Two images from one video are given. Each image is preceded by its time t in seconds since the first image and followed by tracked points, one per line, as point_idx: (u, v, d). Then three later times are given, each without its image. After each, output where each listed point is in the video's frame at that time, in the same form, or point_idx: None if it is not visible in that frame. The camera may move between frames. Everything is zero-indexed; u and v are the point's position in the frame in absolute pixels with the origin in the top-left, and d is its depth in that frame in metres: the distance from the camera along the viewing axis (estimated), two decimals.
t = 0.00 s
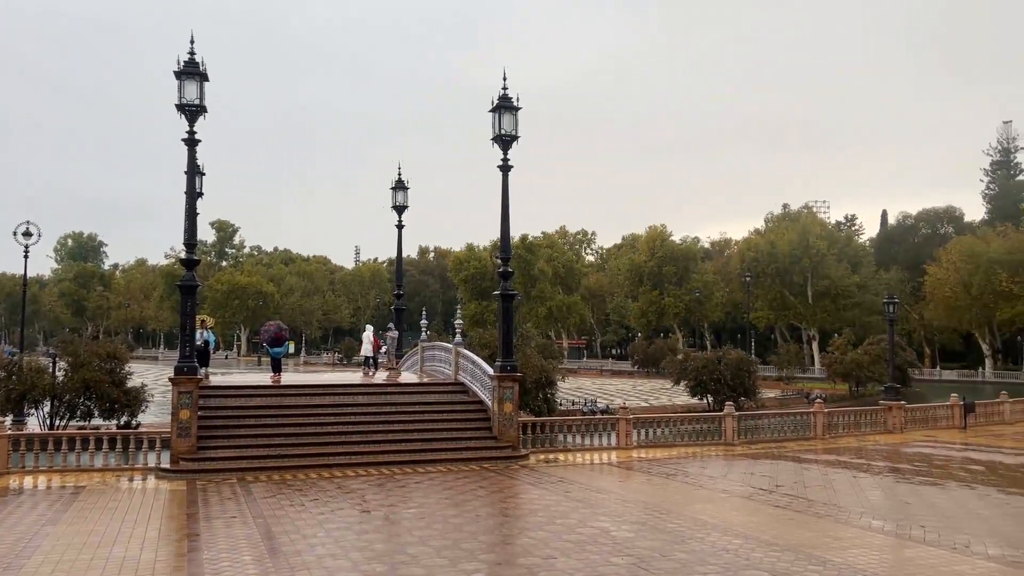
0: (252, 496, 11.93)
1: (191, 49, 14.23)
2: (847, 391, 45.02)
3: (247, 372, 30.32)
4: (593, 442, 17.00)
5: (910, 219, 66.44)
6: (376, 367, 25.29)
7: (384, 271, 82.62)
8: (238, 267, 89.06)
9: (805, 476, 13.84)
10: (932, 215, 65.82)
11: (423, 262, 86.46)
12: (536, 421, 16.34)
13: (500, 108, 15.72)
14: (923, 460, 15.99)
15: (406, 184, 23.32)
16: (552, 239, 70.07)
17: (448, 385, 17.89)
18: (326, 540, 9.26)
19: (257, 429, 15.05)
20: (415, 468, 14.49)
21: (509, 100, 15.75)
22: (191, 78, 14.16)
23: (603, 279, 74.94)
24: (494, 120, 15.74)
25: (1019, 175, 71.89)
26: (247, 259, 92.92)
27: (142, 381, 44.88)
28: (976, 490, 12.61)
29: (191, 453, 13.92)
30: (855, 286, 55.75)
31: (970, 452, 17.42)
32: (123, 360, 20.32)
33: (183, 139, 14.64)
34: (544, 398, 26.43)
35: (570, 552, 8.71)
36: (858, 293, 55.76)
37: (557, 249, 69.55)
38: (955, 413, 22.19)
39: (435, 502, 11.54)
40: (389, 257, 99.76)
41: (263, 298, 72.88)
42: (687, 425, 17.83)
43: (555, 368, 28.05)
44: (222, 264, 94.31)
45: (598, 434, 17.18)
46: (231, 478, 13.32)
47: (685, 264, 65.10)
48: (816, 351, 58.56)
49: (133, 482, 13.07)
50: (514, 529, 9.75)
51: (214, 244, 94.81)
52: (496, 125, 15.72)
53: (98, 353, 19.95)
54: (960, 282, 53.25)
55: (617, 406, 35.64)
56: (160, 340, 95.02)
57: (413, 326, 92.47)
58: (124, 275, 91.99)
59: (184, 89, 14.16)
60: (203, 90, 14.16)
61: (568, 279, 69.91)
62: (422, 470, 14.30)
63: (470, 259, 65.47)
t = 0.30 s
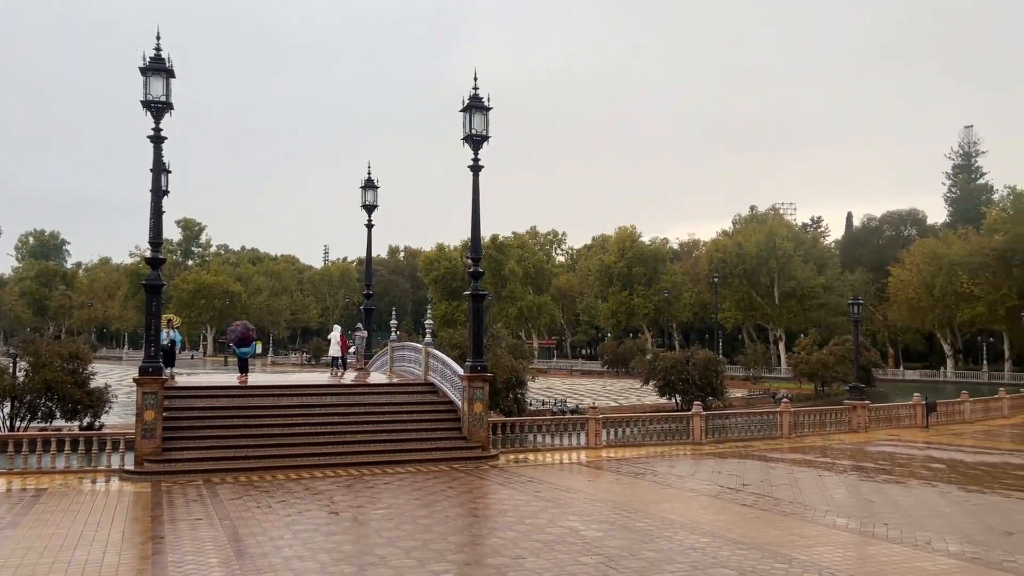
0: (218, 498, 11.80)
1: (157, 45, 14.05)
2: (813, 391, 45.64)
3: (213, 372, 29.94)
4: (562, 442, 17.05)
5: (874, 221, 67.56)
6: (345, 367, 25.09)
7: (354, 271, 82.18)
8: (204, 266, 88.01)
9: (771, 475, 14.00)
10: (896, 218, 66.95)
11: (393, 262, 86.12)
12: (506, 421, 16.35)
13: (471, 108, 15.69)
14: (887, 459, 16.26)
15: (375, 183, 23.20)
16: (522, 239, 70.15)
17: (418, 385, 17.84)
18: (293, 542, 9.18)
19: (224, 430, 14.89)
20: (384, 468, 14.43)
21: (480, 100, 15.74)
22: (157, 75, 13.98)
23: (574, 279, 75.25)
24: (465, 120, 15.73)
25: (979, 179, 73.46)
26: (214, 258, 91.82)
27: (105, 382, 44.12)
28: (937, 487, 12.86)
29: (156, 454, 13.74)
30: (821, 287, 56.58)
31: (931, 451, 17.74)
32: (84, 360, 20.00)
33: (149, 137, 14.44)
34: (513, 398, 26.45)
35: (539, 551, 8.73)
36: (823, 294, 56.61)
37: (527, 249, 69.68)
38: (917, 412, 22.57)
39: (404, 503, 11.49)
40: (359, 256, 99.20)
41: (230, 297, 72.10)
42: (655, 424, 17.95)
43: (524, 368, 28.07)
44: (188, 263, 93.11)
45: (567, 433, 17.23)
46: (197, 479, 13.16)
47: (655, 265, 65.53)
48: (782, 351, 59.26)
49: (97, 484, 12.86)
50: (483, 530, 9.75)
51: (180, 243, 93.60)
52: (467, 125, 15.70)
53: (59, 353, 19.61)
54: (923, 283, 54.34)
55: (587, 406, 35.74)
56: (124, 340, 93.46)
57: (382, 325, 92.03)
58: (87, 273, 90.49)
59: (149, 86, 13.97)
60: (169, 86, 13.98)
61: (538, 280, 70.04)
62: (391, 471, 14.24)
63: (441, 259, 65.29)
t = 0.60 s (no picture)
0: (184, 499, 11.65)
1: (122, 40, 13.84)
2: (780, 391, 46.22)
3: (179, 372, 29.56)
4: (532, 442, 17.06)
5: (840, 223, 68.57)
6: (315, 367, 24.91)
7: (323, 271, 81.63)
8: (170, 265, 86.85)
9: (739, 474, 14.12)
10: (861, 220, 68.07)
11: (363, 263, 85.74)
12: (477, 421, 16.33)
13: (441, 108, 15.66)
14: (852, 458, 16.48)
15: (345, 182, 23.05)
16: (493, 239, 70.18)
17: (388, 386, 17.75)
18: (261, 544, 9.09)
19: (190, 431, 14.70)
20: (353, 469, 14.34)
21: (452, 99, 15.70)
22: (123, 71, 13.77)
23: (544, 279, 75.51)
24: (436, 120, 15.68)
25: (942, 183, 74.89)
26: (180, 257, 90.65)
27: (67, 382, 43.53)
28: (900, 486, 13.07)
29: (120, 456, 13.54)
30: (787, 288, 57.36)
31: (895, 450, 18.02)
32: (48, 360, 19.64)
33: (114, 134, 14.22)
34: (484, 398, 26.46)
35: (508, 552, 8.72)
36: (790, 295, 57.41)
37: (498, 250, 69.74)
38: (881, 411, 22.92)
39: (374, 504, 11.42)
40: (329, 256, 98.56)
41: (197, 296, 71.29)
42: (625, 424, 18.04)
43: (495, 368, 28.08)
44: (154, 262, 91.84)
45: (537, 434, 17.24)
46: (162, 481, 12.98)
47: (625, 265, 65.92)
48: (750, 352, 59.91)
49: (59, 487, 12.63)
50: (453, 531, 9.72)
51: (146, 242, 92.31)
52: (438, 124, 15.66)
53: (21, 353, 19.24)
54: (887, 284, 55.35)
55: (556, 406, 35.87)
56: (88, 341, 91.86)
57: (352, 325, 91.49)
58: (49, 273, 88.89)
59: (115, 82, 13.76)
60: (136, 83, 13.78)
61: (509, 280, 70.11)
62: (360, 472, 14.16)
63: (411, 259, 65.11)
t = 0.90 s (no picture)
0: (148, 502, 11.48)
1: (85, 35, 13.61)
2: (747, 391, 46.70)
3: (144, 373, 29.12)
4: (502, 442, 17.07)
5: (806, 225, 69.47)
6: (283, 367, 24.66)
7: (291, 270, 80.90)
8: (134, 264, 85.53)
9: (707, 473, 14.24)
10: (827, 222, 68.98)
11: (332, 262, 85.16)
12: (446, 422, 16.30)
13: (412, 108, 15.61)
14: (817, 457, 16.69)
15: (314, 181, 22.87)
16: (464, 240, 70.06)
17: (357, 387, 17.64)
18: (227, 546, 8.99)
19: (154, 433, 14.50)
20: (321, 470, 14.23)
21: (422, 99, 15.65)
22: (86, 67, 13.53)
23: (515, 279, 75.58)
24: (406, 119, 15.61)
25: (906, 186, 76.21)
26: (145, 256, 89.27)
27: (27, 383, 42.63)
28: (864, 484, 13.26)
29: (83, 458, 13.31)
30: (754, 289, 58.01)
31: (859, 449, 18.30)
32: (8, 361, 19.23)
33: (77, 130, 13.96)
34: (454, 399, 26.42)
35: (478, 553, 8.71)
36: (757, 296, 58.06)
37: (469, 250, 69.64)
38: (846, 410, 23.25)
39: (342, 505, 11.35)
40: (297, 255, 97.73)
41: (162, 296, 70.26)
42: (594, 424, 18.11)
43: (465, 368, 28.05)
44: (118, 261, 90.39)
45: (507, 434, 17.25)
46: (126, 484, 12.78)
47: (595, 266, 66.18)
48: (718, 352, 60.45)
49: (20, 490, 12.38)
50: (421, 531, 9.70)
51: (109, 241, 90.84)
52: (408, 124, 15.59)
53: None
54: (852, 285, 56.06)
55: (526, 405, 35.92)
56: (49, 341, 90.04)
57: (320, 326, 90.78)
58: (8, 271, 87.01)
59: (78, 78, 13.51)
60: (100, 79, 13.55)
61: (479, 279, 70.05)
62: (329, 473, 14.05)
63: (381, 259, 64.77)
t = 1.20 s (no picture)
0: (111, 505, 11.30)
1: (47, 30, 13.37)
2: (715, 390, 47.09)
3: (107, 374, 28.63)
4: (471, 443, 17.04)
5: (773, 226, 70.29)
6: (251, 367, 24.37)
7: (258, 269, 80.09)
8: (97, 263, 84.10)
9: (675, 473, 14.35)
10: (794, 223, 69.85)
11: (300, 262, 84.42)
12: (415, 423, 16.24)
13: (382, 107, 15.53)
14: (783, 456, 16.88)
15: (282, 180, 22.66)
16: (433, 239, 69.85)
17: (325, 388, 17.52)
18: (192, 549, 8.88)
19: (118, 435, 14.28)
20: (289, 472, 14.10)
21: (392, 98, 15.59)
22: (48, 62, 13.28)
23: (485, 280, 75.54)
24: (376, 118, 15.54)
25: (870, 188, 77.43)
26: (108, 255, 87.79)
27: None
28: (829, 482, 13.44)
29: (43, 460, 13.06)
30: (722, 289, 58.56)
31: (824, 447, 18.55)
32: None
33: (38, 126, 13.70)
34: (423, 399, 26.33)
35: (446, 553, 8.69)
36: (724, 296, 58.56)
37: (439, 250, 69.46)
38: (812, 410, 23.54)
39: (310, 507, 11.27)
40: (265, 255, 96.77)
41: (126, 296, 69.14)
42: (564, 424, 18.15)
43: (435, 369, 27.97)
44: (81, 259, 88.83)
45: (477, 435, 17.22)
46: (89, 487, 12.56)
47: (564, 266, 66.36)
48: (686, 352, 60.92)
49: None
50: (390, 532, 9.66)
51: (72, 239, 89.25)
52: (378, 123, 15.51)
53: None
54: (818, 286, 56.55)
55: (495, 406, 35.86)
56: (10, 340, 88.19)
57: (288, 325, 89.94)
58: None
59: (39, 74, 13.26)
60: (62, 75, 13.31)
61: (449, 279, 69.86)
62: (296, 475, 13.93)
63: (349, 259, 64.37)
